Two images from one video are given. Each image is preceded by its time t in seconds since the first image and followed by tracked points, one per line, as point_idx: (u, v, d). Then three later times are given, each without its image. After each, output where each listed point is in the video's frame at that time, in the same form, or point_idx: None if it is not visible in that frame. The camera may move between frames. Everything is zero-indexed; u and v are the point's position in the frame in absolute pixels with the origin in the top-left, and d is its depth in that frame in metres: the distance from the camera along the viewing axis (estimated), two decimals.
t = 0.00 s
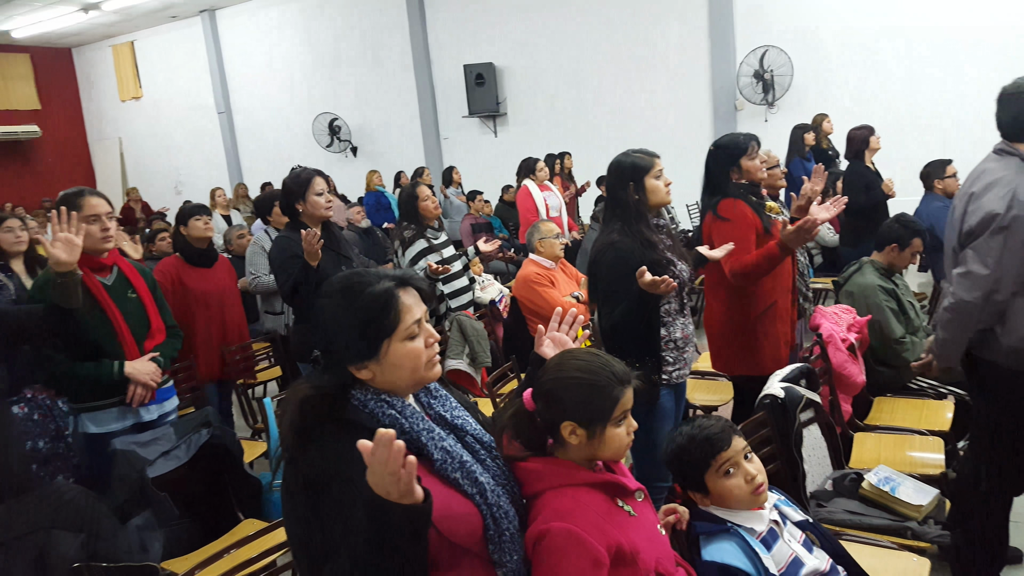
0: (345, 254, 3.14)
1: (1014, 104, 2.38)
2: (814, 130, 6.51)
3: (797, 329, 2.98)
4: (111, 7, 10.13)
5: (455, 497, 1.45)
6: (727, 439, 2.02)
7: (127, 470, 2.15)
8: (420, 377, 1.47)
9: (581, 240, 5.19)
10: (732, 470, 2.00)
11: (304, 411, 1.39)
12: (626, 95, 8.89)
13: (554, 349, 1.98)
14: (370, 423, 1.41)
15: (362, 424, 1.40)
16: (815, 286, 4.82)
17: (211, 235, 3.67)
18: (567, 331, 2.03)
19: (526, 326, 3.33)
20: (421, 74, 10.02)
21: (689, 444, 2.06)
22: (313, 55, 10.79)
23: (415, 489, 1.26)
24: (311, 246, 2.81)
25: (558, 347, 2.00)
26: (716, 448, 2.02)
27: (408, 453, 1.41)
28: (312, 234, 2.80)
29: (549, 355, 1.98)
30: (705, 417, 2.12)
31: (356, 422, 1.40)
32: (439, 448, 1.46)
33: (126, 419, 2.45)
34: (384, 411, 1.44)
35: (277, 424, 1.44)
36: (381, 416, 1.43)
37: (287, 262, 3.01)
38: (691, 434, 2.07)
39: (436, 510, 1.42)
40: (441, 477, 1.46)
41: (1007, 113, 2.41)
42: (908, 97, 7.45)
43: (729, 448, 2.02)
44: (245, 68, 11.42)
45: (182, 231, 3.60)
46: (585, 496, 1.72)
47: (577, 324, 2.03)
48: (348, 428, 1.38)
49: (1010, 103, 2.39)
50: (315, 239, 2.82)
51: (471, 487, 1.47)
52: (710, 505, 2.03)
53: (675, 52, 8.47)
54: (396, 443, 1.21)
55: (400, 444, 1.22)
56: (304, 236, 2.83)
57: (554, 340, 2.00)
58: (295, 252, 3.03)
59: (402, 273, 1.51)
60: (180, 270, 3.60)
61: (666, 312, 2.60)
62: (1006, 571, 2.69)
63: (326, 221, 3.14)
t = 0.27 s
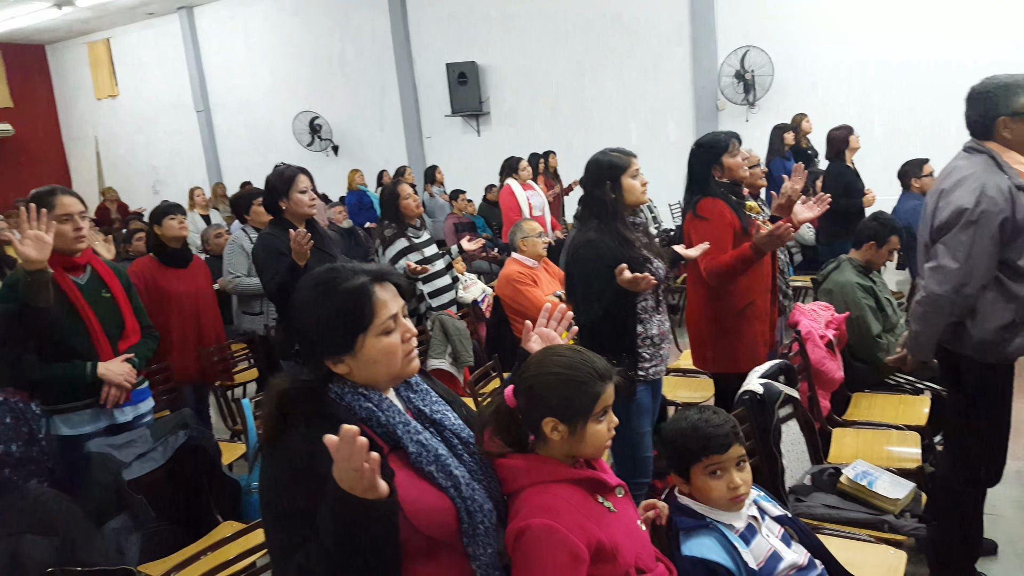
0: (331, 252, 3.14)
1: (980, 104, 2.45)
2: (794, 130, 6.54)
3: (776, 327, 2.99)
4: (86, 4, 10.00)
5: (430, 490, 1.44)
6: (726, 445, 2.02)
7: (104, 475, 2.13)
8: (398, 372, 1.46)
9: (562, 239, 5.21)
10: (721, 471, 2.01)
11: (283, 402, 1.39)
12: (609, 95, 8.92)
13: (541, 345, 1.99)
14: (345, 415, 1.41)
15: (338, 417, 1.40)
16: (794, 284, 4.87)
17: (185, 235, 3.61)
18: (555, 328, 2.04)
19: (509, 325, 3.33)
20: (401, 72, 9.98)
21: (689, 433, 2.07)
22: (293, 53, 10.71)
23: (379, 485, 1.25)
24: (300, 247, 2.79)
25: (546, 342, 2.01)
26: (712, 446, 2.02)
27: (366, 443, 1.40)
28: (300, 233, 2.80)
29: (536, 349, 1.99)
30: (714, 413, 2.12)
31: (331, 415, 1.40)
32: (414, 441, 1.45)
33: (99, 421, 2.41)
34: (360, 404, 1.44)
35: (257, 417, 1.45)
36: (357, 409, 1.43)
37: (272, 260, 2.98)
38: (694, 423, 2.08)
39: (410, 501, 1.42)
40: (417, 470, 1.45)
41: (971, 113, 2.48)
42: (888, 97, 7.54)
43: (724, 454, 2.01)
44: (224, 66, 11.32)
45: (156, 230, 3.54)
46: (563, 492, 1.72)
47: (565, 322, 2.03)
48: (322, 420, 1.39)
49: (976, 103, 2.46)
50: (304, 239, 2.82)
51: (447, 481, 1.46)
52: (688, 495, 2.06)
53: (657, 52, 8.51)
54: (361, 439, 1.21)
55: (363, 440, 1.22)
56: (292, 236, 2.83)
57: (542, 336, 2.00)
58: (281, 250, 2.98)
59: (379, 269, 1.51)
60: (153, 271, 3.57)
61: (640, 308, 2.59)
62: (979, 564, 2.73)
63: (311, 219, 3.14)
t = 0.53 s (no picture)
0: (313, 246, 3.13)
1: (951, 94, 2.50)
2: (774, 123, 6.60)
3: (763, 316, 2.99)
4: None
5: (406, 479, 1.44)
6: (711, 434, 2.04)
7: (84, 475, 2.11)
8: (377, 362, 1.47)
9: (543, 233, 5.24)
10: (705, 462, 2.02)
11: (261, 389, 1.40)
12: (591, 90, 8.97)
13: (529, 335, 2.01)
14: (323, 405, 1.41)
15: (316, 406, 1.40)
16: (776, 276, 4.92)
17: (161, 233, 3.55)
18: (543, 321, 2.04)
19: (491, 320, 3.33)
20: (381, 67, 9.95)
21: (677, 423, 2.08)
22: (271, 48, 10.63)
23: (344, 474, 1.25)
24: (279, 237, 2.84)
25: (535, 334, 2.02)
26: (700, 435, 2.03)
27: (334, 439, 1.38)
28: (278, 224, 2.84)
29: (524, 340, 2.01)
30: (703, 403, 2.14)
31: (309, 404, 1.40)
32: (391, 430, 1.44)
33: (77, 421, 2.39)
34: (338, 393, 1.44)
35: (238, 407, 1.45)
36: (335, 399, 1.44)
37: (253, 253, 2.97)
38: (682, 414, 2.09)
39: (385, 488, 1.41)
40: (394, 458, 1.44)
41: (944, 104, 2.53)
42: (865, 89, 7.66)
43: (711, 443, 2.03)
44: (202, 62, 11.22)
45: (132, 229, 3.47)
46: (542, 482, 1.72)
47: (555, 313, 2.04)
48: (299, 408, 1.39)
49: (947, 93, 2.51)
50: (282, 230, 2.85)
51: (424, 470, 1.45)
52: (671, 484, 2.08)
53: (638, 47, 8.57)
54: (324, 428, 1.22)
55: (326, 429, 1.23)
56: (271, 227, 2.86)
57: (531, 328, 2.01)
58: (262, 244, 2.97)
59: (357, 261, 1.51)
60: (129, 269, 3.52)
61: (618, 300, 2.59)
62: (960, 551, 2.77)
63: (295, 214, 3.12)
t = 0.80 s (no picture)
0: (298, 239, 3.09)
1: (929, 85, 2.52)
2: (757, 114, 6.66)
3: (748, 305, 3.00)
4: None
5: (388, 468, 1.43)
6: (691, 424, 2.04)
7: (66, 468, 2.08)
8: (359, 354, 1.45)
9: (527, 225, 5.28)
10: (687, 452, 2.04)
11: (241, 381, 1.39)
12: (575, 82, 9.03)
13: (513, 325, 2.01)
14: (303, 395, 1.40)
15: (297, 396, 1.39)
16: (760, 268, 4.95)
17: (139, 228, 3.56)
18: (529, 310, 2.03)
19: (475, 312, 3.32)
20: (364, 60, 9.94)
21: (655, 416, 2.07)
22: (252, 40, 10.58)
23: (316, 464, 1.25)
24: (261, 232, 2.77)
25: (520, 324, 2.02)
26: (677, 426, 2.04)
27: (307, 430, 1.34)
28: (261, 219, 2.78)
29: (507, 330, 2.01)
30: (679, 394, 2.13)
31: (291, 394, 1.39)
32: (374, 419, 1.43)
33: (58, 416, 2.38)
34: (320, 383, 1.43)
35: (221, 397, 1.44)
36: (316, 388, 1.43)
37: (237, 247, 2.95)
38: (660, 407, 2.08)
39: (367, 478, 1.40)
40: (375, 447, 1.44)
41: (922, 94, 2.55)
42: (846, 79, 7.75)
43: (690, 433, 2.03)
44: (182, 54, 11.14)
45: (109, 223, 3.47)
46: (526, 471, 1.72)
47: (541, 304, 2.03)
48: (281, 397, 1.38)
49: (925, 84, 2.53)
50: (265, 225, 2.79)
51: (407, 460, 1.44)
52: (655, 475, 2.09)
53: (621, 38, 8.64)
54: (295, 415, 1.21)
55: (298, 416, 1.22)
56: (253, 221, 2.79)
57: (515, 317, 2.01)
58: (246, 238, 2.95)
59: (339, 252, 1.48)
60: (107, 264, 3.51)
61: (599, 292, 2.61)
62: (945, 541, 2.78)
63: (280, 207, 3.08)
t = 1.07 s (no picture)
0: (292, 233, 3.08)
1: (920, 84, 2.52)
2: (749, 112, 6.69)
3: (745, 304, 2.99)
4: None
5: (385, 463, 1.41)
6: (671, 416, 2.04)
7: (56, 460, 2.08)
8: (355, 347, 1.43)
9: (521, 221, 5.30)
10: (672, 445, 2.03)
11: (237, 376, 1.38)
12: (568, 78, 9.07)
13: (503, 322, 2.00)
14: (299, 389, 1.38)
15: (292, 391, 1.37)
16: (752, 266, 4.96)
17: (127, 221, 3.53)
18: (519, 307, 2.03)
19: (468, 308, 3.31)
20: (358, 55, 9.95)
21: (635, 415, 2.08)
22: (246, 34, 10.55)
23: (326, 457, 1.22)
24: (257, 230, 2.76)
25: (509, 321, 2.02)
26: (658, 425, 2.04)
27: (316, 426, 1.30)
28: (256, 218, 2.78)
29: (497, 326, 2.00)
30: (657, 391, 2.14)
31: (286, 389, 1.37)
32: (371, 414, 1.42)
33: (49, 408, 2.33)
34: (316, 377, 1.41)
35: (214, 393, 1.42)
36: (313, 382, 1.41)
37: (231, 240, 2.93)
38: (638, 405, 2.09)
39: (365, 473, 1.39)
40: (372, 442, 1.42)
41: (914, 93, 2.56)
42: (837, 79, 7.82)
43: (672, 425, 2.03)
44: (175, 47, 11.10)
45: (97, 216, 3.46)
46: (522, 468, 1.71)
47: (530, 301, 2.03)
48: (276, 393, 1.36)
49: (917, 83, 2.53)
50: (260, 223, 2.78)
51: (405, 455, 1.43)
52: (645, 474, 2.08)
53: (615, 35, 8.69)
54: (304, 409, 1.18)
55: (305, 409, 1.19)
56: (248, 219, 2.79)
57: (506, 314, 2.00)
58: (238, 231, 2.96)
59: (335, 244, 1.47)
60: (95, 256, 3.49)
61: (593, 289, 2.65)
62: (936, 540, 2.80)
63: (274, 201, 3.08)
